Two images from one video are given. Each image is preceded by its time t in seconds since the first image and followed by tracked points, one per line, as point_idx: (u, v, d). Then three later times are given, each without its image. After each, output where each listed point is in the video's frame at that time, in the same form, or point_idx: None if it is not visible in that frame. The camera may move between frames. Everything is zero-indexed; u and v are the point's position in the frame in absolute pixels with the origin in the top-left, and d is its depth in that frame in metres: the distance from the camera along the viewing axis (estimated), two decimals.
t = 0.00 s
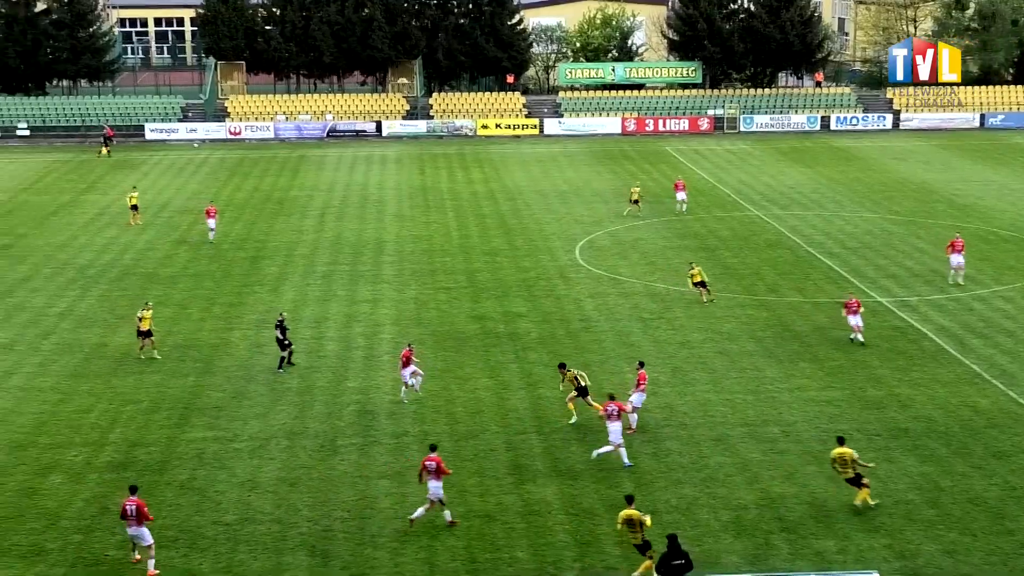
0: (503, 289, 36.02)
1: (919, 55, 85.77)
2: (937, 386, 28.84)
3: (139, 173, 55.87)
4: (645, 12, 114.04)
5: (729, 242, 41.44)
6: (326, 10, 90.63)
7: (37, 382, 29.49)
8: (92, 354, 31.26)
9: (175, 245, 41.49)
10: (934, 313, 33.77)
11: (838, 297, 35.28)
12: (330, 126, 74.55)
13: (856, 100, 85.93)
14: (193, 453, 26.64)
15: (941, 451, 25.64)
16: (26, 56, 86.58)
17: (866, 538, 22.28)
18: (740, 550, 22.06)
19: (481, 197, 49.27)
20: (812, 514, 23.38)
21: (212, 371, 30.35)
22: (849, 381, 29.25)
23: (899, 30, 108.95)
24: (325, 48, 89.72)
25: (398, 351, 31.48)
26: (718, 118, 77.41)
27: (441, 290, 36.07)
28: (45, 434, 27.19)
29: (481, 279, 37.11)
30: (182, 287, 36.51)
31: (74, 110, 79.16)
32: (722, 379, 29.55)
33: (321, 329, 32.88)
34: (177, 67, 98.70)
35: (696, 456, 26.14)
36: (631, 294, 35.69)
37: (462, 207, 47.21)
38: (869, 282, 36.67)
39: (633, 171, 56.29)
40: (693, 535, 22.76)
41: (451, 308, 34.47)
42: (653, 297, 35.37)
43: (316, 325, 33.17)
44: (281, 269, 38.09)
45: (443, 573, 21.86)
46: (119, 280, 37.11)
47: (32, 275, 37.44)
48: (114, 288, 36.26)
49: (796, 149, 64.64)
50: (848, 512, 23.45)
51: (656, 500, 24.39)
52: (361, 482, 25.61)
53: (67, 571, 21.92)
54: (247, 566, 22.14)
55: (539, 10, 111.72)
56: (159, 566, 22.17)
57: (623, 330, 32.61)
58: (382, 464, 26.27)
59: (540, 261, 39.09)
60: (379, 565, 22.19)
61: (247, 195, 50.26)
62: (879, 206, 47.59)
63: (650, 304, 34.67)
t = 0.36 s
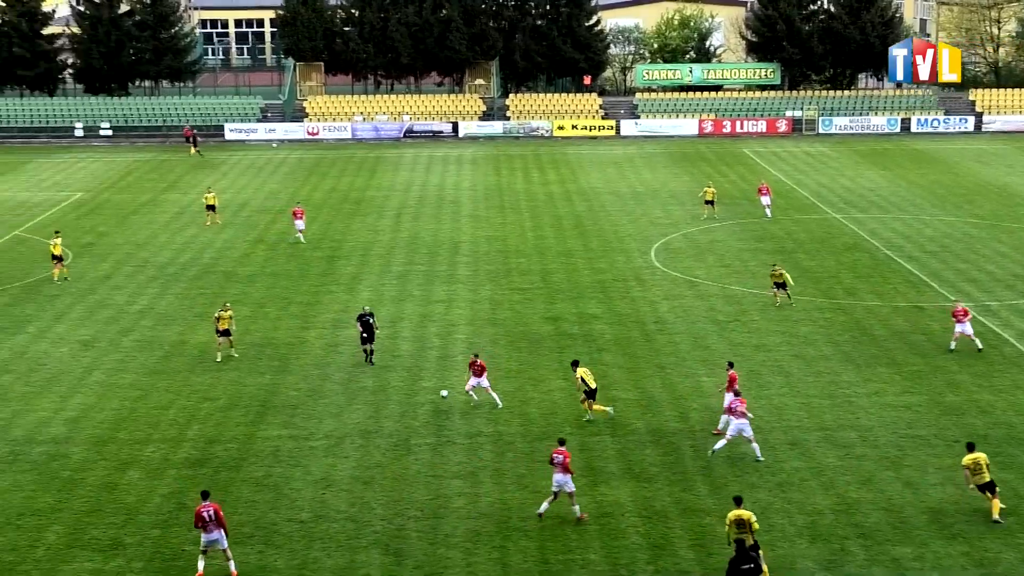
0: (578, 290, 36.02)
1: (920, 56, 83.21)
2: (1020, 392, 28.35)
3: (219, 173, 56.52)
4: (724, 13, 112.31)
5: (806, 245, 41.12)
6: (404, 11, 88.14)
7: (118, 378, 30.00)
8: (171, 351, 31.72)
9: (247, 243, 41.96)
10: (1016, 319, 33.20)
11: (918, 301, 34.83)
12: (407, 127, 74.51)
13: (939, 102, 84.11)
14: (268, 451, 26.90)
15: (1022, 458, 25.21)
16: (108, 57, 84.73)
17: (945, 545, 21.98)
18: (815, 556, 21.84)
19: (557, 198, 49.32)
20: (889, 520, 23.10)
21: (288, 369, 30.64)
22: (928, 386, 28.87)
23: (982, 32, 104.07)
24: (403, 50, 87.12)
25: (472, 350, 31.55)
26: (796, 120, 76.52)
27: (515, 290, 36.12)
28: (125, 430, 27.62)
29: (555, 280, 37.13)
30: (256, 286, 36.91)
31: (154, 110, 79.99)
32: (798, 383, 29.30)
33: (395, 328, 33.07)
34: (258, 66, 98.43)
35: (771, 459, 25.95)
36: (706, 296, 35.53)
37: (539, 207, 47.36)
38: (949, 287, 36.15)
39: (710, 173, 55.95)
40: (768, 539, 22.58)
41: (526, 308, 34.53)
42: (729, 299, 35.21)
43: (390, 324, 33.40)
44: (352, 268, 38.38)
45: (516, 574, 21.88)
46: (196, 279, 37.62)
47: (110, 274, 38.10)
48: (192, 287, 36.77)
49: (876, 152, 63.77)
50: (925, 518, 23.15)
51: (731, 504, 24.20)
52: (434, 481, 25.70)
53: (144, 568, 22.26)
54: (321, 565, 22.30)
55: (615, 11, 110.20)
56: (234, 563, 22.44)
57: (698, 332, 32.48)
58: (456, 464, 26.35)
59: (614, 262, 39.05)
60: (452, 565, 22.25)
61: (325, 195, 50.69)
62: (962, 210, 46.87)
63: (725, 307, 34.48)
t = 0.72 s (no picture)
0: (659, 291, 35.98)
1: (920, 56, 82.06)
2: None
3: (303, 173, 57.19)
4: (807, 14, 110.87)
5: (891, 248, 40.70)
6: (487, 12, 87.51)
7: (202, 375, 30.41)
8: (254, 349, 32.09)
9: (328, 242, 42.38)
10: None
11: (1006, 306, 34.29)
12: (489, 127, 74.62)
13: None
14: (349, 449, 27.09)
15: None
16: (195, 58, 85.18)
17: None
18: (898, 563, 21.61)
19: (639, 199, 49.29)
20: (974, 528, 22.79)
21: (369, 368, 30.86)
22: (1017, 393, 28.43)
23: None
24: (486, 50, 86.64)
25: (553, 352, 31.61)
26: (882, 122, 75.24)
27: (596, 292, 36.11)
28: (210, 426, 27.95)
29: (636, 281, 37.10)
30: (337, 284, 37.22)
31: (242, 110, 79.94)
32: (883, 388, 28.99)
33: (476, 329, 33.22)
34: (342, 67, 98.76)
35: (854, 465, 25.71)
36: (790, 299, 35.30)
37: (620, 208, 47.36)
38: None
39: (794, 175, 55.59)
40: (850, 545, 22.37)
41: (607, 309, 34.52)
42: (812, 302, 34.98)
43: (470, 324, 33.56)
44: (428, 268, 38.62)
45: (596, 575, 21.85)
46: (278, 277, 38.05)
47: (193, 272, 38.68)
48: (274, 285, 37.19)
49: (962, 154, 62.80)
50: (1012, 527, 22.79)
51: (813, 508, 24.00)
52: (514, 481, 25.72)
53: (226, 563, 22.53)
54: (402, 563, 22.42)
55: (699, 11, 108.63)
56: (315, 560, 22.64)
57: (781, 336, 32.30)
58: (536, 465, 26.36)
59: (697, 264, 38.93)
60: (531, 565, 22.28)
61: (407, 194, 51.13)
62: None
63: (809, 311, 34.23)
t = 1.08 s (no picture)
0: (743, 294, 35.78)
1: (919, 55, 82.71)
2: None
3: (387, 173, 57.63)
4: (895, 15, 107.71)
5: (980, 253, 40.11)
6: (573, 13, 86.82)
7: (286, 373, 30.72)
8: (336, 347, 32.34)
9: (412, 242, 42.61)
10: None
11: None
12: (574, 128, 74.94)
13: None
14: (430, 448, 27.19)
15: None
16: (283, 58, 86.04)
17: None
18: (984, 573, 21.27)
19: (724, 202, 49.01)
20: None
21: (450, 368, 30.99)
22: None
23: None
24: (570, 52, 86.06)
25: (634, 354, 31.53)
26: (972, 124, 73.70)
27: (679, 294, 35.96)
28: (292, 424, 28.18)
29: (719, 284, 36.92)
30: (420, 284, 37.40)
31: (327, 110, 80.67)
32: (971, 395, 28.57)
33: (558, 329, 33.24)
34: (427, 66, 98.24)
35: (940, 472, 25.37)
36: (876, 303, 34.97)
37: (705, 210, 47.18)
38: None
39: (881, 177, 54.96)
40: (935, 553, 22.07)
41: (689, 312, 34.38)
42: (899, 307, 34.62)
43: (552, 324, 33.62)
44: (505, 269, 38.74)
45: None
46: (362, 276, 38.36)
47: (278, 271, 39.13)
48: (357, 284, 37.47)
49: None
50: None
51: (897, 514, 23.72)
52: (594, 482, 25.63)
53: (307, 560, 22.72)
54: (481, 564, 22.46)
55: (788, 12, 106.09)
56: (395, 558, 22.74)
57: (867, 341, 31.99)
58: (616, 467, 26.26)
59: (782, 267, 38.67)
60: (611, 567, 22.22)
61: (490, 194, 51.45)
62: None
63: (896, 315, 33.85)
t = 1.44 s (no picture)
0: (802, 297, 35.59)
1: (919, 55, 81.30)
2: None
3: (445, 174, 57.88)
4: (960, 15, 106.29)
5: None
6: (632, 14, 85.82)
7: (344, 372, 30.89)
8: (394, 347, 32.48)
9: (470, 242, 42.69)
10: None
11: None
12: (632, 130, 74.60)
13: None
14: (487, 448, 27.21)
15: None
16: (343, 59, 86.49)
17: None
18: None
19: (783, 204, 48.77)
20: None
21: (508, 369, 31.03)
22: None
23: None
24: (630, 53, 85.09)
25: (692, 357, 31.43)
26: None
27: (736, 297, 35.82)
28: (350, 423, 28.31)
29: (777, 286, 36.74)
30: (477, 285, 37.46)
31: (386, 111, 81.08)
32: None
33: (615, 331, 33.24)
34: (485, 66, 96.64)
35: (1001, 479, 25.05)
36: (936, 307, 34.63)
37: (764, 213, 46.97)
38: None
39: (944, 180, 54.41)
40: (996, 561, 21.78)
41: (747, 314, 34.23)
42: (960, 310, 34.28)
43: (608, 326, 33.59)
44: (559, 271, 38.76)
45: None
46: (419, 276, 38.51)
47: (336, 271, 39.34)
48: (414, 285, 37.62)
49: None
50: None
51: (957, 520, 23.45)
52: (651, 485, 25.52)
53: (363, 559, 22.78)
54: (538, 565, 22.43)
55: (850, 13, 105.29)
56: (451, 558, 22.75)
57: (928, 345, 31.71)
58: (673, 469, 26.14)
59: (840, 270, 38.43)
60: (668, 570, 22.12)
61: (548, 195, 51.56)
62: None
63: (957, 319, 33.52)
